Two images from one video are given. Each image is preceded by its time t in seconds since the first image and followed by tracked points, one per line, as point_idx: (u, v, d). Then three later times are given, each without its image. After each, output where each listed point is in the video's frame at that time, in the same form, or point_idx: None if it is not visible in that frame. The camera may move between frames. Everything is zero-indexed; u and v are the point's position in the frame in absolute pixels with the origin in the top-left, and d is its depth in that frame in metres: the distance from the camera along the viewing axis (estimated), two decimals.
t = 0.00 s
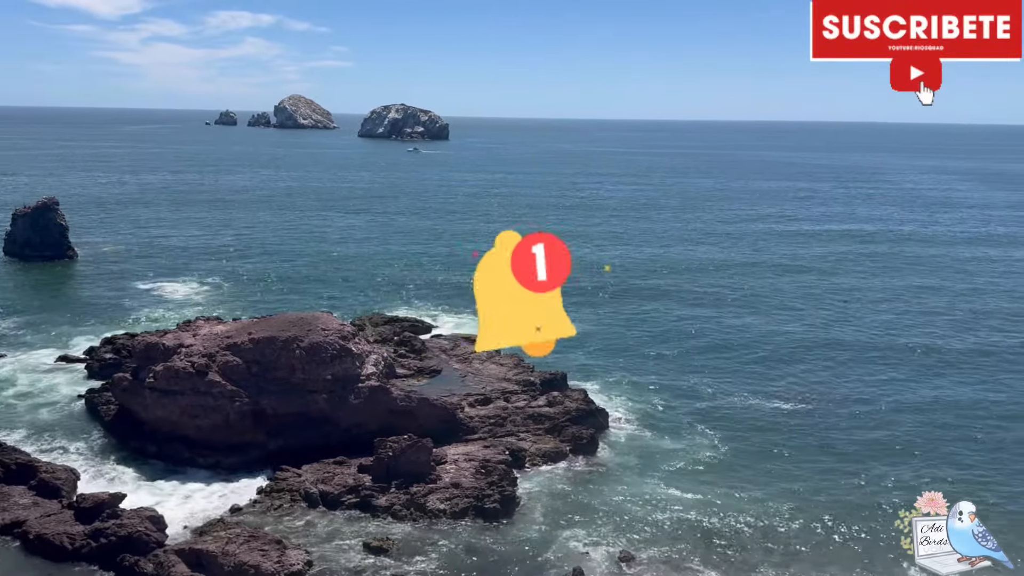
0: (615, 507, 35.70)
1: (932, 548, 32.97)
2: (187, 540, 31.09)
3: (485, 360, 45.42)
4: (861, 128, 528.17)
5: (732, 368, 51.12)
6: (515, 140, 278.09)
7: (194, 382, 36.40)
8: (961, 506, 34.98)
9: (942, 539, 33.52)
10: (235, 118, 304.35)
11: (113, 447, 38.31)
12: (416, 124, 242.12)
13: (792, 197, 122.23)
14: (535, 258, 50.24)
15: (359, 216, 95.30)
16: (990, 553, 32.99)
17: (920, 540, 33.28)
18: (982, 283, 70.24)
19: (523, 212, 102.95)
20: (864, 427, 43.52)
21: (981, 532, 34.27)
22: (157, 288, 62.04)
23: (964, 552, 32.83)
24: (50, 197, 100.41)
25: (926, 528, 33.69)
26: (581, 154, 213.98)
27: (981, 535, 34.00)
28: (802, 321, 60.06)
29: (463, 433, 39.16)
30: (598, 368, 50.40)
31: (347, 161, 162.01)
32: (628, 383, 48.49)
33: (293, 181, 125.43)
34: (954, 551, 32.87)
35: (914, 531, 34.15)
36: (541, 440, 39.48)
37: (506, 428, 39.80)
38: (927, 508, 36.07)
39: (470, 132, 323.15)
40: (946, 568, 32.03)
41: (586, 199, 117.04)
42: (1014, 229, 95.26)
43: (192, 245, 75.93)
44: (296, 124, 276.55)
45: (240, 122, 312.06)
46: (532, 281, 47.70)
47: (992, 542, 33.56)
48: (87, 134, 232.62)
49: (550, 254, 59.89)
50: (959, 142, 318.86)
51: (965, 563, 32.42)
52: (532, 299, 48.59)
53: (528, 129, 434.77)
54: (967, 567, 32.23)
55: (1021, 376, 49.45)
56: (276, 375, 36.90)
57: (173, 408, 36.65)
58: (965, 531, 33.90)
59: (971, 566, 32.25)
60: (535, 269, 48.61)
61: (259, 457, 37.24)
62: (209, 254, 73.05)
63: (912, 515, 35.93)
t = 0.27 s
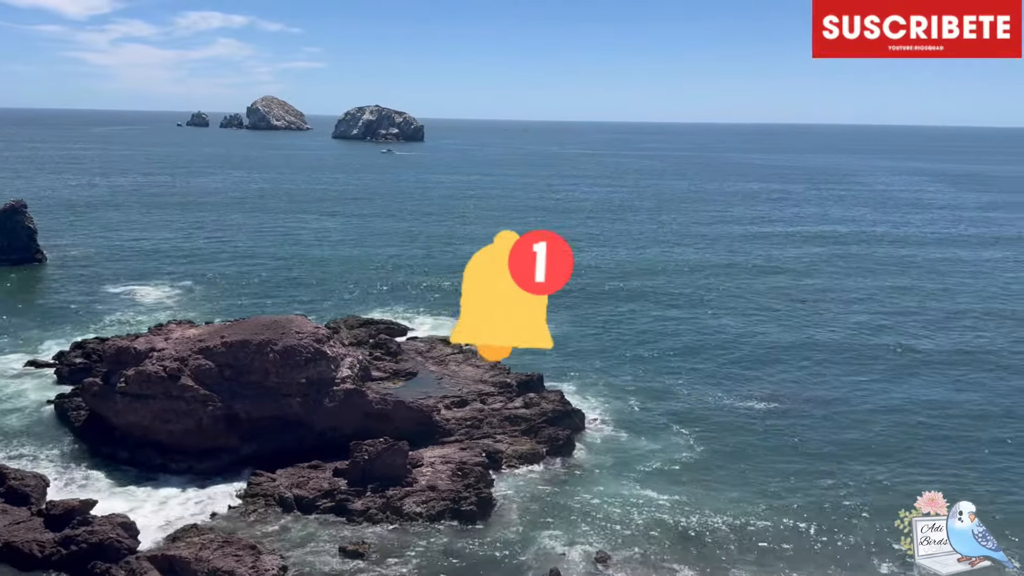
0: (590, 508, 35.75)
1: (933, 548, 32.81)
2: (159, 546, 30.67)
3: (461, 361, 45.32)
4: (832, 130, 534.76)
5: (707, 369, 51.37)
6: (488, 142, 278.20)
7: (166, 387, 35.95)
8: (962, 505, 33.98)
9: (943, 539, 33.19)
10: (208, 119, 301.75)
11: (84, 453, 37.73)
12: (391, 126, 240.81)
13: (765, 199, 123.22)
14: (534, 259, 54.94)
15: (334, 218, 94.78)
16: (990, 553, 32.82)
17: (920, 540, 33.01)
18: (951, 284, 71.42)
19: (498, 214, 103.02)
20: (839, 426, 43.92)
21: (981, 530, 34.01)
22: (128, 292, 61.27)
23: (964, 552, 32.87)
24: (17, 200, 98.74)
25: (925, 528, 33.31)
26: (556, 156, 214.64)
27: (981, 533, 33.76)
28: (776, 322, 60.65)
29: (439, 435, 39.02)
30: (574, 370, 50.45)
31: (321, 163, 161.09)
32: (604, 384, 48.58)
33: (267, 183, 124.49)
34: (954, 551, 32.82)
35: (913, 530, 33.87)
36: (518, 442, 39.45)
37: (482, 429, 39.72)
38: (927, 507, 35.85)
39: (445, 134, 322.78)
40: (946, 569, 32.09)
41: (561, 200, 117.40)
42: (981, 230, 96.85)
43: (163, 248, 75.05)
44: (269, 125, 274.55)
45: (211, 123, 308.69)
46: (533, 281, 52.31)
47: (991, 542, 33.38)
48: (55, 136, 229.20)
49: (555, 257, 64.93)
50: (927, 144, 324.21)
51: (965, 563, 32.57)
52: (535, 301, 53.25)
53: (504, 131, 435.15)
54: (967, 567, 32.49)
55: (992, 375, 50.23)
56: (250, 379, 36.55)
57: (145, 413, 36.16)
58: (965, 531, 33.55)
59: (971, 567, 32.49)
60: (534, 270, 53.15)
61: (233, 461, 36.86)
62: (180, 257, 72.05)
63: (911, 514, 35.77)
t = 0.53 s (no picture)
0: (567, 508, 35.83)
1: (932, 548, 33.30)
2: (133, 553, 30.24)
3: (437, 363, 45.17)
4: (805, 132, 540.59)
5: (683, 370, 51.67)
6: (464, 144, 277.97)
7: (138, 391, 35.50)
8: (962, 506, 35.22)
9: (943, 539, 33.75)
10: (180, 120, 298.89)
11: (54, 459, 37.13)
12: (366, 127, 239.66)
13: (738, 200, 124.22)
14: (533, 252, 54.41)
15: (309, 220, 94.15)
16: (990, 552, 33.47)
17: (920, 540, 33.54)
18: (922, 284, 72.46)
19: (475, 216, 102.98)
20: (815, 425, 44.38)
21: (981, 531, 34.71)
22: (99, 295, 60.35)
23: (964, 552, 33.38)
24: None
25: (925, 528, 33.88)
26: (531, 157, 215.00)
27: (981, 534, 34.42)
28: (751, 322, 61.13)
29: (415, 438, 38.86)
30: (550, 370, 50.55)
31: (295, 164, 159.91)
32: (581, 385, 48.74)
33: (239, 184, 123.41)
34: (954, 551, 33.31)
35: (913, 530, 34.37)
36: (495, 443, 39.39)
37: (459, 431, 39.62)
38: (927, 508, 36.38)
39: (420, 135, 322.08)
40: (946, 568, 32.39)
41: (536, 202, 117.58)
42: (951, 230, 98.40)
43: (134, 251, 74.06)
44: (243, 126, 272.28)
45: (183, 124, 305.73)
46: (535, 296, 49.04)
47: (992, 542, 33.97)
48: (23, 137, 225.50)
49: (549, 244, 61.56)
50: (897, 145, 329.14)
51: (965, 563, 32.95)
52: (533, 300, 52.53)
53: (480, 132, 435.21)
54: (968, 566, 32.89)
55: (964, 374, 51.08)
56: (224, 383, 36.16)
57: (116, 418, 35.68)
58: (964, 531, 34.32)
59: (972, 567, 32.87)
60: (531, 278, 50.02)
61: (207, 466, 36.47)
62: (152, 260, 71.17)
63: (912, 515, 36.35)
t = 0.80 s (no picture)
0: (545, 510, 35.79)
1: (933, 548, 33.24)
2: (107, 559, 29.83)
3: (415, 365, 45.03)
4: (780, 134, 545.85)
5: (661, 370, 51.90)
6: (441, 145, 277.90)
7: (112, 396, 35.10)
8: (962, 506, 34.58)
9: (943, 539, 33.65)
10: (153, 121, 296.11)
11: (26, 465, 36.60)
12: (341, 128, 238.75)
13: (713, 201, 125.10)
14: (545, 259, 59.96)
15: (285, 222, 93.61)
16: (988, 552, 33.15)
17: (920, 540, 33.49)
18: (895, 284, 73.44)
19: (451, 217, 102.95)
20: (793, 424, 44.72)
21: (981, 530, 34.39)
22: (71, 299, 59.57)
23: (964, 552, 33.15)
24: None
25: (925, 528, 33.80)
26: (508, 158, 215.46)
27: (981, 534, 34.14)
28: (728, 322, 61.62)
29: (393, 440, 38.69)
30: (528, 372, 50.57)
31: (270, 166, 158.90)
32: (559, 386, 48.81)
33: (213, 186, 122.38)
34: (954, 551, 33.21)
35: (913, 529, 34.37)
36: (473, 445, 39.31)
37: (437, 433, 39.52)
38: (927, 507, 36.46)
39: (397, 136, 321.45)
40: (946, 569, 32.50)
41: (513, 203, 117.79)
42: (923, 231, 99.70)
43: (107, 254, 73.20)
44: (217, 128, 270.22)
45: (157, 126, 302.80)
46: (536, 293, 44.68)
47: (991, 542, 33.72)
48: None
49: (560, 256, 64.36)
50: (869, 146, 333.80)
51: (965, 563, 32.86)
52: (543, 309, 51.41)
53: (457, 133, 435.17)
54: (967, 567, 32.77)
55: (939, 372, 51.70)
56: (199, 387, 35.81)
57: (89, 423, 35.24)
58: (965, 531, 33.93)
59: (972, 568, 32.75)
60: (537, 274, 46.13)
61: (182, 471, 36.10)
62: (125, 263, 70.39)
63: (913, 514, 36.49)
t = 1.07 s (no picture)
0: (526, 511, 35.75)
1: (932, 548, 33.62)
2: (81, 566, 29.47)
3: (394, 367, 44.84)
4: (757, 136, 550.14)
5: (640, 370, 52.05)
6: (418, 146, 277.43)
7: (86, 400, 34.66)
8: (961, 506, 35.31)
9: (942, 539, 34.01)
10: (127, 123, 293.30)
11: None
12: (318, 129, 237.52)
13: (691, 203, 125.74)
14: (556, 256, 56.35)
15: (261, 224, 92.92)
16: (988, 552, 33.65)
17: (920, 540, 33.86)
18: (870, 284, 74.30)
19: (429, 219, 102.74)
20: (771, 424, 45.09)
21: (981, 531, 34.94)
22: (43, 303, 58.66)
23: (963, 553, 33.65)
24: None
25: (925, 528, 34.17)
26: (486, 159, 215.54)
27: (981, 534, 34.66)
28: (706, 323, 62.00)
29: (372, 443, 38.49)
30: (509, 373, 50.53)
31: (246, 167, 157.64)
32: (539, 387, 48.81)
33: (188, 188, 121.23)
34: (954, 551, 33.65)
35: (913, 530, 34.68)
36: (453, 447, 39.20)
37: (416, 436, 39.38)
38: (927, 508, 36.73)
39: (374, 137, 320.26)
40: (945, 569, 32.82)
41: (491, 204, 117.73)
42: (896, 232, 100.83)
43: (80, 257, 72.21)
44: (192, 129, 267.87)
45: (131, 127, 299.49)
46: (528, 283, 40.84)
47: (990, 542, 34.20)
48: None
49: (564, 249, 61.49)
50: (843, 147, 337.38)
51: (965, 563, 33.38)
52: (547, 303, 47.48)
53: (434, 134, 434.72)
54: (967, 567, 33.23)
55: (915, 372, 52.30)
56: (174, 390, 35.40)
57: (63, 428, 34.77)
58: (965, 531, 34.52)
59: (972, 567, 33.24)
60: (536, 264, 41.93)
61: (158, 475, 35.74)
62: (99, 266, 69.50)
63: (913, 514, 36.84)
